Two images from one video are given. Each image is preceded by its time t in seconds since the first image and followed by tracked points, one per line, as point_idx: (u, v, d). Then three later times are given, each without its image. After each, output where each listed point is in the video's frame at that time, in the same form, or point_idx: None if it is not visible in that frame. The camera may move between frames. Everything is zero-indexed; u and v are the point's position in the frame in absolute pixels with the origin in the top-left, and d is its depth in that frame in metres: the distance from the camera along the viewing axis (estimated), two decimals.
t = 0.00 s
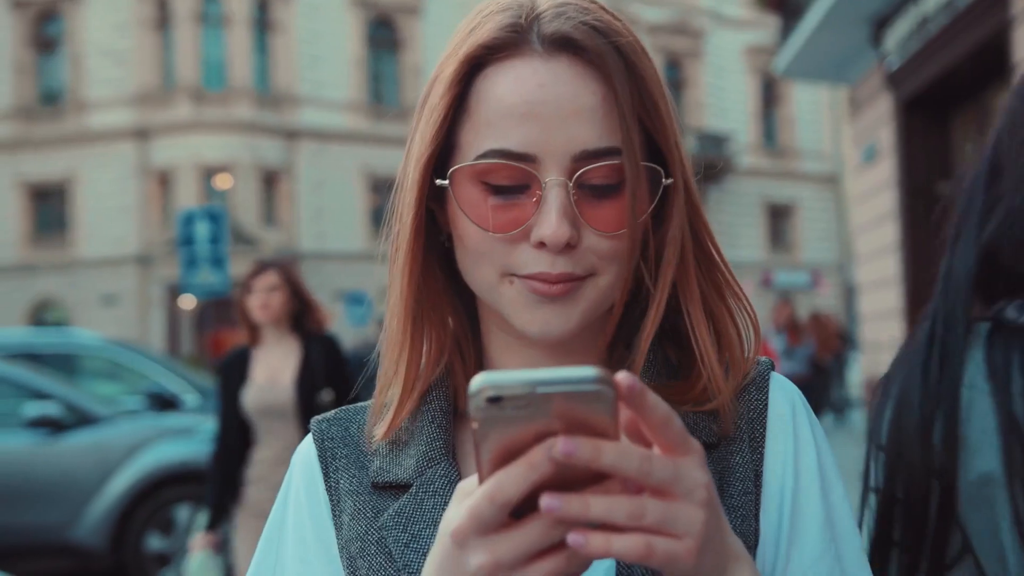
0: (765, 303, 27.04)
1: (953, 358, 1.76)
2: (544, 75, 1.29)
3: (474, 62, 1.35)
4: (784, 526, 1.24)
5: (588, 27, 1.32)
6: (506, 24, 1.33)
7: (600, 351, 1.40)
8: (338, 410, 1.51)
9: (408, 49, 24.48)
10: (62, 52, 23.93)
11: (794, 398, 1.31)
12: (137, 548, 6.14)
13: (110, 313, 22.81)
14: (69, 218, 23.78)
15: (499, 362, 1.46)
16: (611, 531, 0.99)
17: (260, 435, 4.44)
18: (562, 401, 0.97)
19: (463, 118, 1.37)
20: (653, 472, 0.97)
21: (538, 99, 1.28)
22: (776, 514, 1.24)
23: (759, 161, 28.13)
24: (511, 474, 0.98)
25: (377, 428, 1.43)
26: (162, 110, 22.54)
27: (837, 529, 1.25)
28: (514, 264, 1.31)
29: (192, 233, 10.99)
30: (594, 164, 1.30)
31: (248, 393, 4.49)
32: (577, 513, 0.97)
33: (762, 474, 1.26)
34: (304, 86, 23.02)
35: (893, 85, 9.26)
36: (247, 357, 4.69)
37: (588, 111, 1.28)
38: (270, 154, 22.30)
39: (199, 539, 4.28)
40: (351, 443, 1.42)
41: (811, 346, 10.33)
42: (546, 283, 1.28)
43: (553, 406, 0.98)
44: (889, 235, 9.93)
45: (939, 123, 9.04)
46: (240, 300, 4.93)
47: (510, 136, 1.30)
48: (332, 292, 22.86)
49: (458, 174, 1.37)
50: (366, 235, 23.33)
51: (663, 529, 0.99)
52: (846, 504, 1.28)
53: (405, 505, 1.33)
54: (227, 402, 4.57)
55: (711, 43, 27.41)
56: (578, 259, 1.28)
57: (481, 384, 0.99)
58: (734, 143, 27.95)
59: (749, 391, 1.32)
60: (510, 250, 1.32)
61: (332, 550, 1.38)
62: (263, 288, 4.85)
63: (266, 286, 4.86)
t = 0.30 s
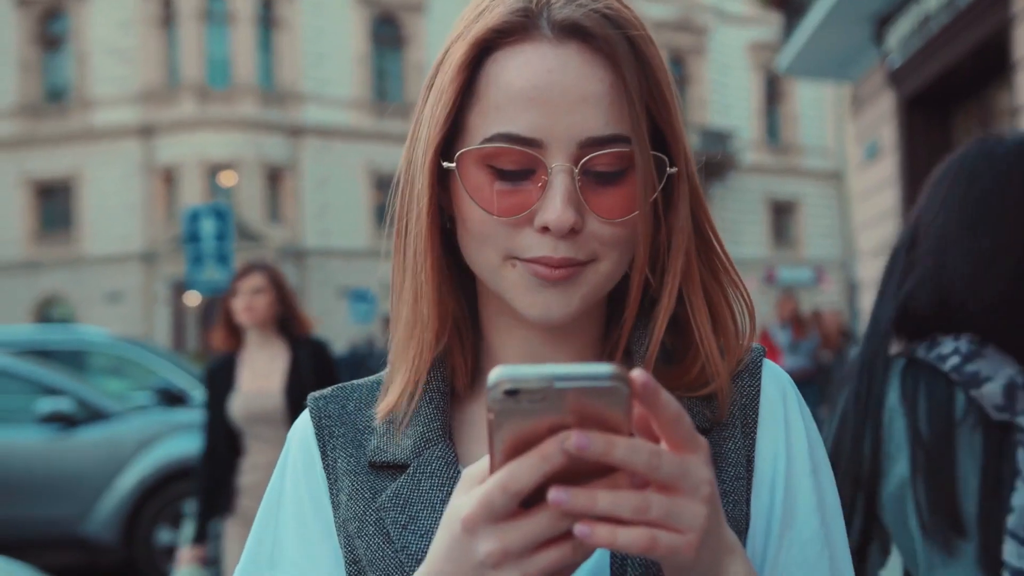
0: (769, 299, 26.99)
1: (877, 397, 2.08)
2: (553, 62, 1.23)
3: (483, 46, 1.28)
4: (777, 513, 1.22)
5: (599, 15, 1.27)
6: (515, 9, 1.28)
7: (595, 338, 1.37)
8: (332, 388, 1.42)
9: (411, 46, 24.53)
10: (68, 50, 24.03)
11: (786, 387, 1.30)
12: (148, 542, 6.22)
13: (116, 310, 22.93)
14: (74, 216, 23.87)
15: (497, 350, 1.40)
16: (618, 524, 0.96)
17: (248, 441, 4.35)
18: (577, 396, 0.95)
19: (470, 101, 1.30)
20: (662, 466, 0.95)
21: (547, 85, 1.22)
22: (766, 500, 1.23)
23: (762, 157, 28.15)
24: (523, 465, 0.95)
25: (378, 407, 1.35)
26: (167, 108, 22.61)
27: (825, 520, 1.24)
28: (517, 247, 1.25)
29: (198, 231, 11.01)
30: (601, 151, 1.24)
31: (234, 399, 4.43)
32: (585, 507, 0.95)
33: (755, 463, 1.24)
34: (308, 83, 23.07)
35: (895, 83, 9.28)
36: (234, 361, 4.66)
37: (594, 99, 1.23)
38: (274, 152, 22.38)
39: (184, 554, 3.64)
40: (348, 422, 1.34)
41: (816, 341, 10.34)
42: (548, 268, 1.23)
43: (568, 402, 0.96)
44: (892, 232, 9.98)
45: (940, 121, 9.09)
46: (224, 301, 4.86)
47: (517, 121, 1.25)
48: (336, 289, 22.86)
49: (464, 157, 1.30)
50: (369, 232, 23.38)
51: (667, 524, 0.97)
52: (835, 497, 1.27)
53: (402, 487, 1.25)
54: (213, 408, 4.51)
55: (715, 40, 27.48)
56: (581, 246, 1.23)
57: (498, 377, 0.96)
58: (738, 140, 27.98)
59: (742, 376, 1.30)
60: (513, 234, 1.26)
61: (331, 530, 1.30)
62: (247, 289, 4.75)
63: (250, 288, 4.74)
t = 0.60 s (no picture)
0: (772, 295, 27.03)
1: (831, 378, 2.48)
2: (557, 68, 1.26)
3: (488, 51, 1.31)
4: (764, 522, 1.25)
5: (603, 23, 1.31)
6: (521, 15, 1.31)
7: (585, 344, 1.41)
8: (326, 390, 1.44)
9: (415, 44, 24.58)
10: (71, 47, 24.10)
11: (772, 395, 1.33)
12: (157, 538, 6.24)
13: (120, 307, 22.99)
14: (79, 214, 23.94)
15: (491, 358, 1.43)
16: (607, 533, 0.99)
17: (239, 434, 4.31)
18: (570, 408, 0.99)
19: (473, 105, 1.33)
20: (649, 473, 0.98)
21: (551, 92, 1.25)
22: (753, 510, 1.26)
23: (764, 153, 28.20)
24: (515, 475, 0.98)
25: (371, 409, 1.38)
26: (170, 105, 22.68)
27: (811, 525, 1.28)
28: (513, 252, 1.28)
29: (203, 229, 11.12)
30: (599, 159, 1.27)
31: (225, 388, 4.35)
32: (576, 518, 0.98)
33: (740, 472, 1.27)
34: (312, 81, 23.13)
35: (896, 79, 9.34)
36: (222, 349, 4.57)
37: (596, 106, 1.26)
38: (278, 149, 22.43)
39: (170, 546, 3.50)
40: (340, 426, 1.36)
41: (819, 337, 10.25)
42: (542, 273, 1.26)
43: (561, 413, 1.00)
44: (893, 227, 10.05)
45: (941, 117, 9.15)
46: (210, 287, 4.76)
47: (518, 125, 1.27)
48: (340, 285, 22.90)
49: (464, 160, 1.33)
50: (372, 229, 23.42)
51: (657, 534, 1.00)
52: (819, 504, 1.31)
53: (392, 494, 1.28)
54: (201, 396, 4.44)
55: (717, 36, 27.55)
56: (577, 251, 1.26)
57: (493, 388, 1.00)
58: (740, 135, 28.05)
59: (731, 386, 1.33)
60: (509, 239, 1.28)
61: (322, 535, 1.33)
62: (234, 277, 4.64)
63: (237, 276, 4.65)
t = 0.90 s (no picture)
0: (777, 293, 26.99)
1: (797, 348, 2.80)
2: (559, 85, 1.25)
3: (492, 65, 1.30)
4: (755, 548, 1.23)
5: (607, 45, 1.29)
6: (527, 33, 1.30)
7: (580, 363, 1.38)
8: (322, 407, 1.38)
9: (420, 43, 24.58)
10: (78, 48, 24.24)
11: (766, 417, 1.29)
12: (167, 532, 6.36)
13: (128, 306, 23.09)
14: (87, 214, 24.04)
15: (487, 378, 1.39)
16: (587, 565, 1.00)
17: (227, 436, 3.86)
18: (551, 445, 0.99)
19: (475, 117, 1.32)
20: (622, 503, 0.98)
21: (550, 108, 1.25)
22: (745, 534, 1.23)
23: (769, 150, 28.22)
24: (497, 511, 0.99)
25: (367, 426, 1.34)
26: (177, 105, 22.76)
27: (802, 549, 1.26)
28: (506, 265, 1.27)
29: (211, 227, 11.21)
30: (596, 176, 1.26)
31: (213, 390, 3.90)
32: (555, 551, 0.99)
33: (732, 498, 1.24)
34: (317, 80, 23.20)
35: (899, 77, 9.38)
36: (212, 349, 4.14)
37: (597, 125, 1.25)
38: (283, 147, 22.49)
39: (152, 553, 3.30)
40: (332, 445, 1.31)
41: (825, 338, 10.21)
42: (535, 288, 1.24)
43: (541, 451, 0.99)
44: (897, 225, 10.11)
45: (945, 117, 9.25)
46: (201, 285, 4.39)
47: (519, 139, 1.26)
48: (346, 283, 22.95)
49: (463, 171, 1.31)
50: (378, 227, 23.47)
51: (637, 568, 1.00)
52: (813, 528, 1.28)
53: (382, 517, 1.23)
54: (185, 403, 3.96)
55: (721, 34, 27.62)
56: (569, 267, 1.25)
57: (471, 425, 1.00)
58: (745, 133, 28.07)
59: (726, 408, 1.29)
60: (504, 251, 1.27)
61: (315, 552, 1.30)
62: (227, 276, 4.28)
63: (230, 275, 4.28)
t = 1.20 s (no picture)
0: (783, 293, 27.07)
1: (768, 373, 3.06)
2: (552, 90, 1.28)
3: (489, 72, 1.33)
4: (748, 552, 1.26)
5: (602, 52, 1.32)
6: (523, 40, 1.32)
7: (577, 368, 1.40)
8: (321, 411, 1.41)
9: (427, 43, 24.63)
10: (86, 48, 24.36)
11: (760, 423, 1.32)
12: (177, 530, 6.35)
13: (135, 305, 23.16)
14: (95, 214, 24.14)
15: (484, 382, 1.41)
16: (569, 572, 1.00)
17: (218, 451, 3.80)
18: (533, 453, 0.99)
19: (470, 123, 1.34)
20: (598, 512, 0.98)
21: (544, 115, 1.27)
22: (737, 544, 1.26)
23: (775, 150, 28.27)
24: (479, 517, 1.00)
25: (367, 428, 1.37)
26: (184, 105, 22.85)
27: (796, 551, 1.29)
28: (499, 269, 1.29)
29: (218, 227, 11.27)
30: (589, 182, 1.28)
31: (207, 403, 3.84)
32: (537, 555, 0.99)
33: (726, 504, 1.27)
34: (325, 81, 23.28)
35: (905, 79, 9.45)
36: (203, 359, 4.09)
37: (591, 130, 1.28)
38: (290, 147, 22.60)
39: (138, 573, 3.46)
40: (331, 447, 1.35)
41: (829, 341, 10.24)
42: (528, 292, 1.26)
43: (523, 457, 0.99)
44: (900, 227, 10.18)
45: (947, 119, 9.35)
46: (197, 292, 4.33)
47: (512, 143, 1.29)
48: (353, 283, 23.04)
49: (458, 175, 1.34)
50: (386, 228, 23.55)
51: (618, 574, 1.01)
52: (809, 531, 1.31)
53: (376, 518, 1.27)
54: (178, 414, 3.89)
55: (728, 34, 27.65)
56: (562, 271, 1.27)
57: (452, 434, 1.01)
58: (752, 133, 28.09)
59: (724, 414, 1.32)
60: (498, 255, 1.29)
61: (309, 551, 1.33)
62: (224, 285, 4.25)
63: (227, 285, 4.25)
